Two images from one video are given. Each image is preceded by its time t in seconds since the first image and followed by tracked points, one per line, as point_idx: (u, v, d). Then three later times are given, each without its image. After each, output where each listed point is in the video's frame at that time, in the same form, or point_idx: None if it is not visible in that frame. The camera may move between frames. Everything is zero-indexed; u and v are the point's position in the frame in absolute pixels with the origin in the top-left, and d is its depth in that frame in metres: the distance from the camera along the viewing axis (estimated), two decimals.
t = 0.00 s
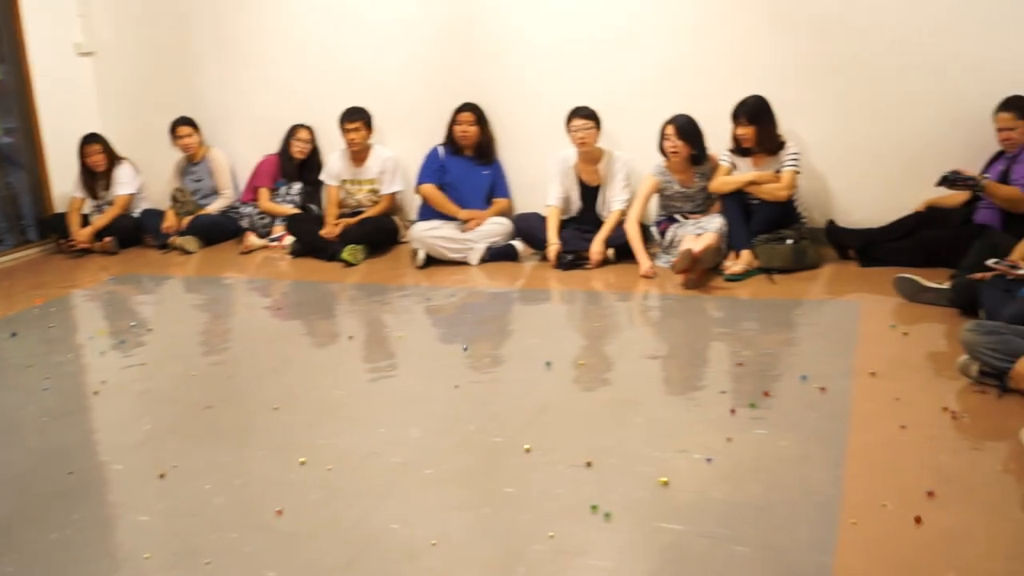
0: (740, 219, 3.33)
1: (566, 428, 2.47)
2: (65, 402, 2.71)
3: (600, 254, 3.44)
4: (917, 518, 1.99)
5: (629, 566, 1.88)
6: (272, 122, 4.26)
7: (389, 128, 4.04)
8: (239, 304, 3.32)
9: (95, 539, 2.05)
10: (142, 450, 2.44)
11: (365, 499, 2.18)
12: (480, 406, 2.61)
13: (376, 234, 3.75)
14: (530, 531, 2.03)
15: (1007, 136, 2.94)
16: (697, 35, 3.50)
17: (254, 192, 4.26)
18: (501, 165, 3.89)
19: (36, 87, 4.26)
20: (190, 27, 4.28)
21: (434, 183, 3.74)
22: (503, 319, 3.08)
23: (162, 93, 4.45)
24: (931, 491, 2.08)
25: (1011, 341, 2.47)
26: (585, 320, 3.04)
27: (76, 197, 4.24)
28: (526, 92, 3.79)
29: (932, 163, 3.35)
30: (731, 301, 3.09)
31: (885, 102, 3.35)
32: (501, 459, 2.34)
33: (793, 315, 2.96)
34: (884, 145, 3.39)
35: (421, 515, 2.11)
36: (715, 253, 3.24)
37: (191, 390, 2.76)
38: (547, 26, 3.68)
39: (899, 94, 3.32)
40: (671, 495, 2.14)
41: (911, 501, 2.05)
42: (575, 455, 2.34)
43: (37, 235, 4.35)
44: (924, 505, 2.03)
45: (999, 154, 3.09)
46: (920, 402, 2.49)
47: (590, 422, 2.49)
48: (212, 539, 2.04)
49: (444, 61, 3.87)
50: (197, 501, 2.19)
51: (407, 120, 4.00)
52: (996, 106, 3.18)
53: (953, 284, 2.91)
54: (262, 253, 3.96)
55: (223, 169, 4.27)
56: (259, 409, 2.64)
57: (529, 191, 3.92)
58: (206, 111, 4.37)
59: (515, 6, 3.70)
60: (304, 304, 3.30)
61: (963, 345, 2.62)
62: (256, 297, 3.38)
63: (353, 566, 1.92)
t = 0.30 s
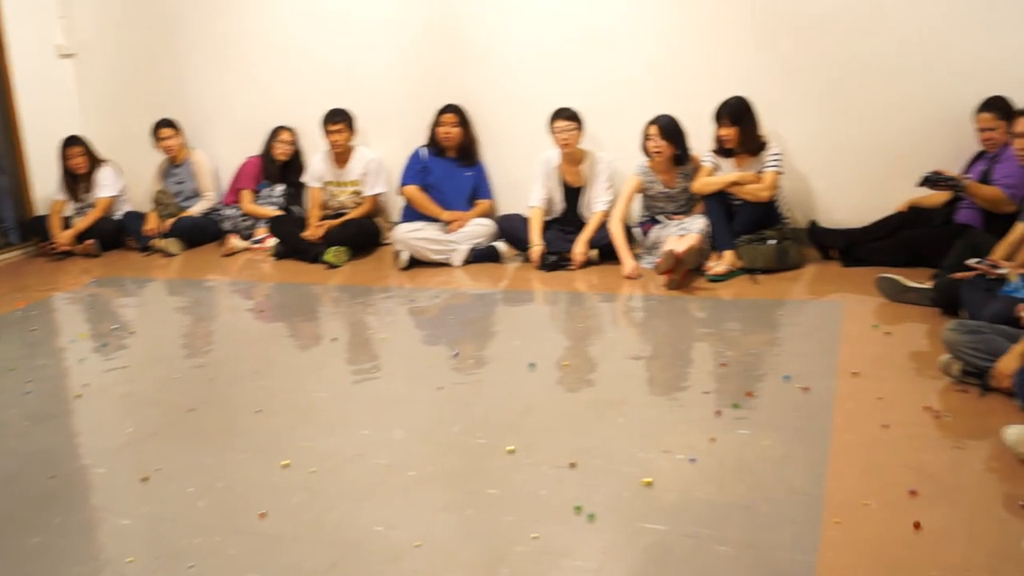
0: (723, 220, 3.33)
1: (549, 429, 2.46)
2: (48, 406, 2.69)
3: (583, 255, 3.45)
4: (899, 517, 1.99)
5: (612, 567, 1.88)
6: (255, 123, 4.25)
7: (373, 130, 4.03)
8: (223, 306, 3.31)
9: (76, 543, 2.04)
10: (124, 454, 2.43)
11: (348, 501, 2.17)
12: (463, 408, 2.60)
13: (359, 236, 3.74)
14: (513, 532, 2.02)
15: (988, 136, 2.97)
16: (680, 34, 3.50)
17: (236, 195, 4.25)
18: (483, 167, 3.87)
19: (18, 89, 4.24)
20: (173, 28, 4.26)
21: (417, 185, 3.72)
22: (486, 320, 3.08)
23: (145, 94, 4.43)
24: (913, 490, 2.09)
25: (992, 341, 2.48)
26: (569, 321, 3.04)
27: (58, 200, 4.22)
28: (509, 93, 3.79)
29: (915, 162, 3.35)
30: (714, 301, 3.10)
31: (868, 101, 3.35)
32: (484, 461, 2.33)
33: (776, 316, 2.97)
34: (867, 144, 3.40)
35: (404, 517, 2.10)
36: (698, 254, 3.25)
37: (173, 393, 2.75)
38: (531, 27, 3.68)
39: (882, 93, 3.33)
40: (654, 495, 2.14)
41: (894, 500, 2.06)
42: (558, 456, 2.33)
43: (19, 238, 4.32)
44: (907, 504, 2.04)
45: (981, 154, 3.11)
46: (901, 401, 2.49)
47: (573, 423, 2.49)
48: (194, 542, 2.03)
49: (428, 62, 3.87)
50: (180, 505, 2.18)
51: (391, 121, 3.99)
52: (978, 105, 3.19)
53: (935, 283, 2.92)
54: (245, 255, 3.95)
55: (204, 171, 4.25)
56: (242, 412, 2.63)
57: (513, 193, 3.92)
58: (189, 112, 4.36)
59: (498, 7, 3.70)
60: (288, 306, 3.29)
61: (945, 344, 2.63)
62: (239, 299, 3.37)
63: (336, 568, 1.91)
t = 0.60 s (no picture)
0: (694, 222, 3.33)
1: (521, 433, 2.46)
2: (17, 413, 2.66)
3: (556, 258, 3.45)
4: (872, 515, 2.00)
5: (586, 568, 1.88)
6: (227, 127, 4.22)
7: (346, 132, 4.01)
8: (195, 311, 3.29)
9: (45, 552, 2.02)
10: (94, 461, 2.40)
11: (321, 507, 2.16)
12: (436, 411, 2.59)
13: (331, 240, 3.72)
14: (488, 535, 2.02)
15: (955, 136, 3.01)
16: (653, 36, 3.50)
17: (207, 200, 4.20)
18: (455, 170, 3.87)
19: None
20: (145, 31, 4.23)
21: (388, 188, 3.72)
22: (459, 324, 3.07)
23: (115, 98, 4.39)
24: (885, 489, 2.10)
25: (961, 339, 2.50)
26: (543, 323, 3.04)
27: (27, 205, 4.17)
28: (481, 95, 3.78)
29: (886, 162, 3.37)
30: (687, 302, 3.10)
31: (839, 101, 3.37)
32: (458, 464, 2.32)
33: (748, 316, 2.98)
34: (838, 145, 3.41)
35: (378, 521, 2.09)
36: (669, 256, 3.25)
37: (143, 399, 2.73)
38: (504, 28, 3.67)
39: (853, 94, 3.35)
40: (629, 496, 2.14)
41: (866, 499, 2.07)
42: (532, 459, 2.33)
43: None
44: (879, 502, 2.05)
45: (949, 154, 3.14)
46: (872, 400, 2.51)
47: (545, 425, 2.49)
48: (166, 549, 2.01)
49: (400, 64, 3.85)
50: (151, 512, 2.16)
51: (363, 124, 3.97)
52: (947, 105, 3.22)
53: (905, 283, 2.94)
54: (217, 260, 3.91)
55: (175, 176, 4.21)
56: (213, 417, 2.61)
57: (484, 196, 3.91)
58: (161, 116, 4.32)
59: (471, 9, 3.69)
60: (260, 310, 3.27)
61: (915, 344, 2.64)
62: (211, 304, 3.35)
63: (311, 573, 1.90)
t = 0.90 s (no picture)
0: (672, 223, 3.35)
1: (501, 435, 2.46)
2: None
3: (536, 259, 3.44)
4: (850, 513, 2.01)
5: (567, 569, 1.88)
6: (205, 131, 4.19)
7: (325, 135, 3.99)
8: (173, 316, 3.27)
9: (22, 560, 2.00)
10: (71, 468, 2.38)
11: (301, 511, 2.15)
12: (417, 414, 2.59)
13: (310, 243, 3.72)
14: (469, 538, 2.01)
15: (931, 137, 3.04)
16: (632, 38, 3.51)
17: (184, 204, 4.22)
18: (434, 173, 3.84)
19: None
20: (123, 34, 4.21)
21: (367, 191, 3.67)
22: (439, 326, 3.07)
23: (92, 102, 4.36)
24: (863, 487, 2.11)
25: (938, 338, 2.52)
26: (524, 325, 3.04)
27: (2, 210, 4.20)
28: (460, 98, 3.78)
29: (863, 162, 3.39)
30: (666, 303, 3.11)
31: (815, 103, 3.39)
32: (439, 468, 2.32)
33: (727, 317, 2.99)
34: (815, 145, 3.42)
35: (359, 525, 2.08)
36: (649, 257, 3.25)
37: (122, 405, 2.71)
38: (483, 30, 3.67)
39: (831, 94, 3.36)
40: (609, 498, 2.14)
41: (846, 498, 2.08)
42: (513, 461, 2.33)
43: None
44: (859, 501, 2.06)
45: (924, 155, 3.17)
46: (849, 400, 2.52)
47: (526, 428, 2.49)
48: (145, 555, 1.99)
49: (380, 67, 3.85)
50: (129, 518, 2.15)
51: (343, 126, 3.95)
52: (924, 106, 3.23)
53: (882, 283, 2.96)
54: (194, 264, 3.89)
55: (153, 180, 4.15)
56: (192, 423, 2.60)
57: (463, 199, 3.91)
58: (140, 119, 4.29)
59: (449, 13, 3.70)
60: (239, 315, 3.25)
61: (893, 343, 2.66)
62: (190, 309, 3.33)
63: None
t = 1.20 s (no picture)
0: (649, 225, 3.37)
1: (479, 438, 2.45)
2: None
3: (513, 261, 3.45)
4: (826, 512, 2.02)
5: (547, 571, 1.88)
6: (179, 135, 4.16)
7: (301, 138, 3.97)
8: (147, 322, 3.24)
9: None
10: (45, 476, 2.36)
11: (279, 517, 2.14)
12: (395, 418, 2.58)
13: (286, 247, 3.70)
14: (449, 542, 2.01)
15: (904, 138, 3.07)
16: (607, 41, 3.53)
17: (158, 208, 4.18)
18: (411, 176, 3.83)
19: None
20: (97, 36, 4.17)
21: (343, 195, 3.67)
22: (416, 330, 3.06)
23: (65, 106, 4.31)
24: (840, 485, 2.12)
25: (912, 336, 2.54)
26: (501, 328, 3.03)
27: None
28: (436, 102, 3.78)
29: (838, 163, 3.41)
30: (643, 305, 3.12)
31: (790, 105, 3.41)
32: (417, 471, 2.31)
33: (704, 318, 3.00)
34: (791, 146, 3.44)
35: (338, 529, 2.07)
36: (625, 259, 3.25)
37: (97, 412, 2.68)
38: (459, 34, 3.68)
39: (806, 95, 3.38)
40: (588, 499, 2.14)
41: (822, 496, 2.09)
42: (492, 464, 2.33)
43: None
44: (836, 499, 2.07)
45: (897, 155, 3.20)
46: (825, 399, 2.53)
47: (504, 430, 2.48)
48: (121, 563, 1.97)
49: (354, 70, 3.84)
50: (105, 526, 2.12)
51: (318, 129, 3.94)
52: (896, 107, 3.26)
53: (857, 282, 2.98)
54: (169, 269, 3.86)
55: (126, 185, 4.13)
56: (168, 429, 2.58)
57: (440, 202, 3.90)
58: (113, 123, 4.25)
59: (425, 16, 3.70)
60: (215, 320, 3.23)
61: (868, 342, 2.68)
62: (164, 314, 3.30)
63: None
